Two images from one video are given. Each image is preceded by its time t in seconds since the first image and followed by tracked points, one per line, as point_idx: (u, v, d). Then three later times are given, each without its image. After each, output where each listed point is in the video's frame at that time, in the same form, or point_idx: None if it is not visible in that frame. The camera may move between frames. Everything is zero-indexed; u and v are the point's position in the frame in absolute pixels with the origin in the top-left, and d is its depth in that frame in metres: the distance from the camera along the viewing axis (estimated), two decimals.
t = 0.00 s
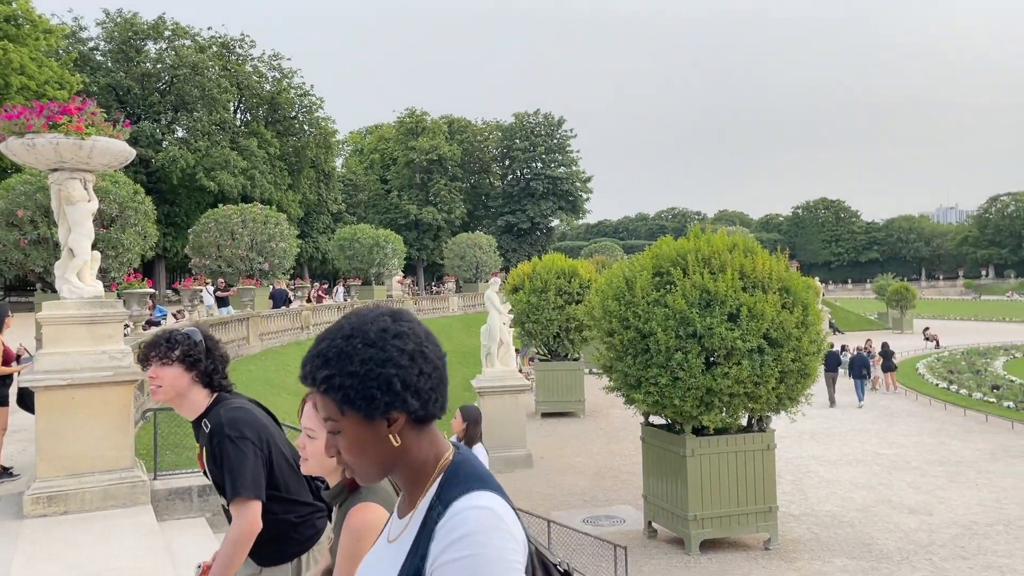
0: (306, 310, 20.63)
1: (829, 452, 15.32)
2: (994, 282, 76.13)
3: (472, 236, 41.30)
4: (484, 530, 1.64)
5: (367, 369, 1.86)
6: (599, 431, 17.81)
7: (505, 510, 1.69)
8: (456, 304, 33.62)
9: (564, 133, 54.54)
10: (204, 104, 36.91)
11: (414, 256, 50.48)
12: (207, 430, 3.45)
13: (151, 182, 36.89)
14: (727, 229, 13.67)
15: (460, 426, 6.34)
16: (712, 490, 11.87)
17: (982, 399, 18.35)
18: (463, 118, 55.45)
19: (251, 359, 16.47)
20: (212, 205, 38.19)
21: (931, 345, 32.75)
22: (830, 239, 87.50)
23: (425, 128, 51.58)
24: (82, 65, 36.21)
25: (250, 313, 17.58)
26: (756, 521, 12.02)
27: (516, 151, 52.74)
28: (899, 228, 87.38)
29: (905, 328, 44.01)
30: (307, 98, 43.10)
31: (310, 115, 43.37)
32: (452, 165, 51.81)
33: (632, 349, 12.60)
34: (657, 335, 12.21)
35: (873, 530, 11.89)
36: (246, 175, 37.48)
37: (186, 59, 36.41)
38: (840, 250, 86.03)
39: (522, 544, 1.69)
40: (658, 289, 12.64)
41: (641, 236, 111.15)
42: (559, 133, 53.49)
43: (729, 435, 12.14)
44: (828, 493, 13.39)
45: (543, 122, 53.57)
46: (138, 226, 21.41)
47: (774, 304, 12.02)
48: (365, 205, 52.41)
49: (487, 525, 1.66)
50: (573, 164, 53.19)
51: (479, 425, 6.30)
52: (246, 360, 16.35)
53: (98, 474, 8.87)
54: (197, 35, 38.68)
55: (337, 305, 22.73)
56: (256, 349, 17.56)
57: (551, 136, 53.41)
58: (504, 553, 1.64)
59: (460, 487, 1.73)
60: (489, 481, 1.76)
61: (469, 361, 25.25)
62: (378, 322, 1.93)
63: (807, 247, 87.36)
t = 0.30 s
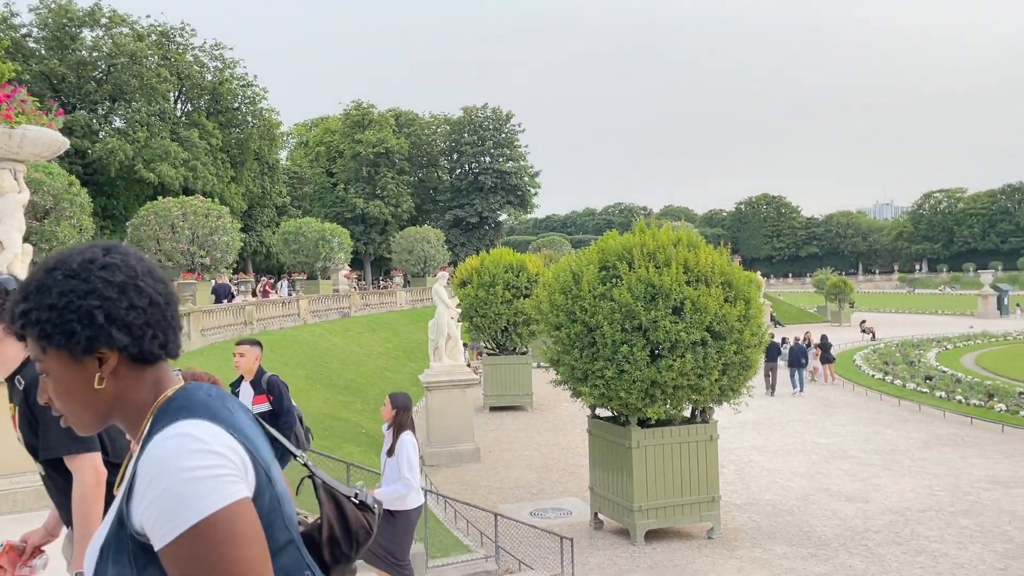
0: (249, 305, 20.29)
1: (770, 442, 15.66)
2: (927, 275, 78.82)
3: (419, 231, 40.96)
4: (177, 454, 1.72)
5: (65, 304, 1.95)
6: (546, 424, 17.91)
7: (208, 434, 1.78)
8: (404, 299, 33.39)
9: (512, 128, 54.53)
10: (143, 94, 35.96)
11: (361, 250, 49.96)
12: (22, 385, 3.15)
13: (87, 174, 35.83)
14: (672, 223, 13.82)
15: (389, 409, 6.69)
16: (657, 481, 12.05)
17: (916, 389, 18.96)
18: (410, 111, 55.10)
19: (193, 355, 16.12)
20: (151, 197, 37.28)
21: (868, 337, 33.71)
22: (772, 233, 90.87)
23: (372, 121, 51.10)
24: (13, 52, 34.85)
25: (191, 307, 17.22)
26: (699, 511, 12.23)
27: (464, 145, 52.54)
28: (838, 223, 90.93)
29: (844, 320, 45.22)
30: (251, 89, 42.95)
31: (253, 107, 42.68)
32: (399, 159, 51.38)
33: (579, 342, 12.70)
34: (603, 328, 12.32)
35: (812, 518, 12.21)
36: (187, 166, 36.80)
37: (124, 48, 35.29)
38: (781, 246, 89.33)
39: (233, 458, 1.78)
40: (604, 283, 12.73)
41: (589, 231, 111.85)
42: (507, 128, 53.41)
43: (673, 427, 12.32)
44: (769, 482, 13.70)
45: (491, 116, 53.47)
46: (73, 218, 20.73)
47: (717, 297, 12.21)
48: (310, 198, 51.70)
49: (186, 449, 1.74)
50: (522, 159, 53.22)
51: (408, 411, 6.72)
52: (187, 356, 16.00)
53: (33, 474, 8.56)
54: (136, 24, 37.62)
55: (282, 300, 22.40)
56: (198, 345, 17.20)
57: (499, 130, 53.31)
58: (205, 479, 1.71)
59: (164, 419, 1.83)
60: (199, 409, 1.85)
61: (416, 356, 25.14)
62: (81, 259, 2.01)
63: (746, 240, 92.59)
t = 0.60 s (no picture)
0: (193, 299, 19.88)
1: (715, 433, 15.94)
2: (866, 269, 81.17)
3: (368, 224, 40.50)
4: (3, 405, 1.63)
5: None
6: (495, 418, 17.93)
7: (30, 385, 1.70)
8: (353, 293, 33.09)
9: (463, 121, 54.33)
10: (81, 83, 34.93)
11: (308, 244, 49.36)
12: None
13: (22, 166, 34.78)
14: (621, 217, 13.93)
15: (313, 406, 6.38)
16: (605, 473, 12.17)
17: (855, 379, 19.49)
18: (359, 103, 54.59)
19: (134, 351, 15.74)
20: (90, 189, 36.30)
21: (810, 330, 34.49)
22: (717, 228, 92.92)
23: (320, 113, 50.40)
24: None
25: (133, 301, 16.82)
26: (646, 501, 12.39)
27: (414, 139, 52.18)
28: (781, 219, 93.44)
29: (787, 313, 46.26)
30: (194, 78, 41.97)
31: (196, 96, 41.64)
32: (348, 151, 50.80)
33: (528, 336, 12.76)
34: (551, 322, 12.40)
35: (756, 506, 12.47)
36: (127, 157, 35.87)
37: (61, 35, 34.12)
38: (727, 241, 91.17)
39: (58, 409, 1.72)
40: (554, 277, 12.78)
41: (540, 225, 112.38)
42: (458, 121, 53.18)
43: (621, 419, 12.46)
44: (714, 472, 13.96)
45: (442, 110, 53.20)
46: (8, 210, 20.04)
47: (664, 291, 12.35)
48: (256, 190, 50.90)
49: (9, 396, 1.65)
50: (472, 152, 53.09)
51: (334, 407, 6.40)
52: (129, 352, 15.62)
53: None
54: (73, 10, 36.48)
55: (228, 295, 22.00)
56: (139, 340, 16.78)
57: (449, 123, 53.03)
58: (33, 422, 1.63)
59: None
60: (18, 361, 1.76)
61: (365, 351, 24.96)
62: None
63: (694, 235, 94.35)
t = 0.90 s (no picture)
0: (137, 294, 19.39)
1: (664, 425, 16.16)
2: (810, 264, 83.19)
3: (318, 217, 40.01)
4: None
5: None
6: (447, 412, 17.93)
7: None
8: (302, 287, 32.68)
9: (415, 114, 53.98)
10: (17, 70, 33.74)
11: (256, 237, 48.65)
12: None
13: None
14: (572, 212, 14.00)
15: (237, 385, 6.06)
16: (555, 465, 12.25)
17: (800, 371, 19.96)
18: (308, 94, 53.85)
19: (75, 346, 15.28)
20: (27, 180, 35.11)
21: (757, 323, 35.19)
22: (666, 222, 94.25)
23: (268, 104, 49.49)
24: None
25: (73, 296, 16.34)
26: (596, 493, 12.51)
27: (365, 131, 51.65)
28: (728, 215, 95.27)
29: (734, 307, 47.13)
30: (135, 67, 41.08)
31: (139, 86, 40.68)
32: (297, 143, 50.05)
33: (480, 330, 12.75)
34: (503, 315, 12.40)
35: (703, 497, 12.70)
36: (67, 148, 34.78)
37: None
38: (676, 235, 92.61)
39: None
40: (505, 271, 12.78)
41: (492, 219, 112.37)
42: (409, 114, 52.79)
43: (571, 412, 12.55)
44: (663, 463, 14.16)
45: (393, 102, 52.78)
46: None
47: (614, 285, 12.47)
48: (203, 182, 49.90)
49: None
50: (424, 146, 52.80)
51: (259, 385, 6.12)
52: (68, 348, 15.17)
53: None
54: None
55: (172, 289, 21.52)
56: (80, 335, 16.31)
57: (401, 117, 52.64)
58: None
59: None
60: None
61: (315, 346, 24.69)
62: None
63: (644, 229, 95.55)
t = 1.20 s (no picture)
0: (78, 288, 18.82)
1: (615, 418, 16.31)
2: (758, 259, 84.75)
3: (267, 211, 39.36)
4: None
5: None
6: (399, 408, 17.80)
7: None
8: (251, 281, 32.12)
9: (366, 107, 53.43)
10: None
11: (204, 231, 47.71)
12: None
13: None
14: (524, 206, 13.99)
15: (161, 379, 5.93)
16: (508, 460, 12.25)
17: (748, 364, 20.31)
18: (257, 85, 52.87)
19: (12, 342, 14.76)
20: None
21: (707, 317, 35.70)
22: (618, 217, 95.06)
23: (215, 94, 48.42)
24: None
25: (10, 291, 15.78)
26: (548, 486, 12.56)
27: (315, 124, 50.93)
28: (679, 210, 96.48)
29: (684, 301, 47.77)
30: (77, 56, 39.89)
31: (81, 75, 39.61)
32: (245, 135, 49.11)
33: (432, 325, 12.66)
34: (456, 310, 12.34)
35: (654, 488, 12.85)
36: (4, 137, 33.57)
37: None
38: (627, 230, 93.57)
39: None
40: (458, 266, 12.71)
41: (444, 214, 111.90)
42: (361, 107, 52.18)
43: (524, 405, 12.57)
44: (615, 456, 14.28)
45: (345, 95, 52.17)
46: None
47: (567, 280, 12.52)
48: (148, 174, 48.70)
49: None
50: (376, 139, 52.31)
51: (184, 379, 6.01)
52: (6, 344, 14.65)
53: None
54: None
55: (116, 284, 20.95)
56: (17, 331, 15.77)
57: (353, 109, 52.07)
58: None
59: None
60: None
61: (264, 342, 24.30)
62: None
63: (597, 224, 96.30)
